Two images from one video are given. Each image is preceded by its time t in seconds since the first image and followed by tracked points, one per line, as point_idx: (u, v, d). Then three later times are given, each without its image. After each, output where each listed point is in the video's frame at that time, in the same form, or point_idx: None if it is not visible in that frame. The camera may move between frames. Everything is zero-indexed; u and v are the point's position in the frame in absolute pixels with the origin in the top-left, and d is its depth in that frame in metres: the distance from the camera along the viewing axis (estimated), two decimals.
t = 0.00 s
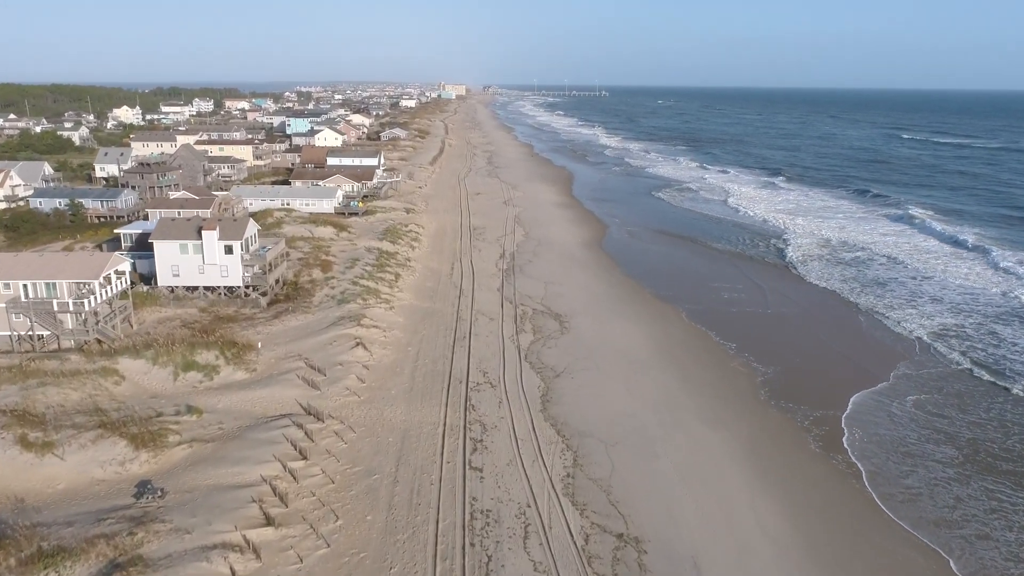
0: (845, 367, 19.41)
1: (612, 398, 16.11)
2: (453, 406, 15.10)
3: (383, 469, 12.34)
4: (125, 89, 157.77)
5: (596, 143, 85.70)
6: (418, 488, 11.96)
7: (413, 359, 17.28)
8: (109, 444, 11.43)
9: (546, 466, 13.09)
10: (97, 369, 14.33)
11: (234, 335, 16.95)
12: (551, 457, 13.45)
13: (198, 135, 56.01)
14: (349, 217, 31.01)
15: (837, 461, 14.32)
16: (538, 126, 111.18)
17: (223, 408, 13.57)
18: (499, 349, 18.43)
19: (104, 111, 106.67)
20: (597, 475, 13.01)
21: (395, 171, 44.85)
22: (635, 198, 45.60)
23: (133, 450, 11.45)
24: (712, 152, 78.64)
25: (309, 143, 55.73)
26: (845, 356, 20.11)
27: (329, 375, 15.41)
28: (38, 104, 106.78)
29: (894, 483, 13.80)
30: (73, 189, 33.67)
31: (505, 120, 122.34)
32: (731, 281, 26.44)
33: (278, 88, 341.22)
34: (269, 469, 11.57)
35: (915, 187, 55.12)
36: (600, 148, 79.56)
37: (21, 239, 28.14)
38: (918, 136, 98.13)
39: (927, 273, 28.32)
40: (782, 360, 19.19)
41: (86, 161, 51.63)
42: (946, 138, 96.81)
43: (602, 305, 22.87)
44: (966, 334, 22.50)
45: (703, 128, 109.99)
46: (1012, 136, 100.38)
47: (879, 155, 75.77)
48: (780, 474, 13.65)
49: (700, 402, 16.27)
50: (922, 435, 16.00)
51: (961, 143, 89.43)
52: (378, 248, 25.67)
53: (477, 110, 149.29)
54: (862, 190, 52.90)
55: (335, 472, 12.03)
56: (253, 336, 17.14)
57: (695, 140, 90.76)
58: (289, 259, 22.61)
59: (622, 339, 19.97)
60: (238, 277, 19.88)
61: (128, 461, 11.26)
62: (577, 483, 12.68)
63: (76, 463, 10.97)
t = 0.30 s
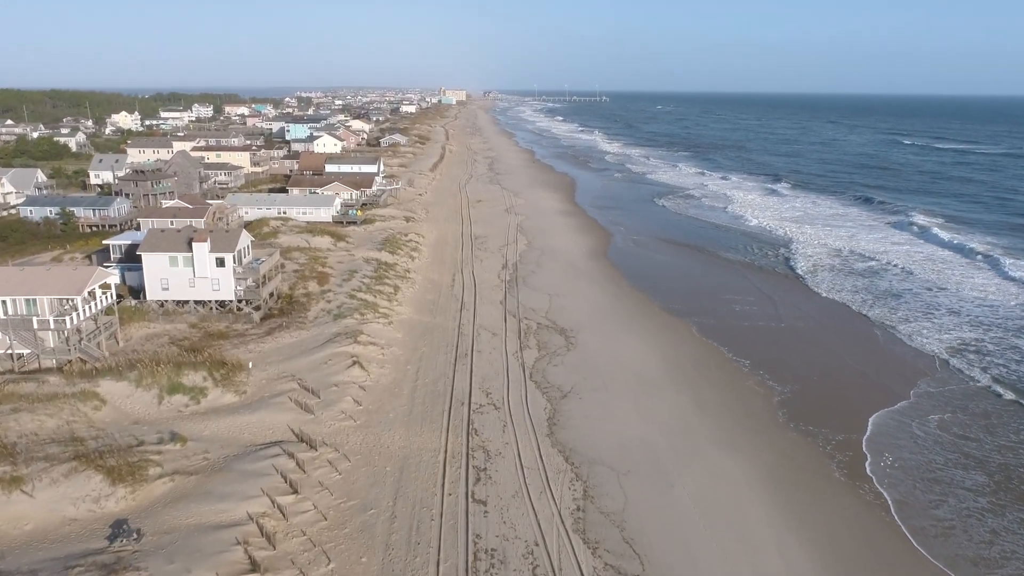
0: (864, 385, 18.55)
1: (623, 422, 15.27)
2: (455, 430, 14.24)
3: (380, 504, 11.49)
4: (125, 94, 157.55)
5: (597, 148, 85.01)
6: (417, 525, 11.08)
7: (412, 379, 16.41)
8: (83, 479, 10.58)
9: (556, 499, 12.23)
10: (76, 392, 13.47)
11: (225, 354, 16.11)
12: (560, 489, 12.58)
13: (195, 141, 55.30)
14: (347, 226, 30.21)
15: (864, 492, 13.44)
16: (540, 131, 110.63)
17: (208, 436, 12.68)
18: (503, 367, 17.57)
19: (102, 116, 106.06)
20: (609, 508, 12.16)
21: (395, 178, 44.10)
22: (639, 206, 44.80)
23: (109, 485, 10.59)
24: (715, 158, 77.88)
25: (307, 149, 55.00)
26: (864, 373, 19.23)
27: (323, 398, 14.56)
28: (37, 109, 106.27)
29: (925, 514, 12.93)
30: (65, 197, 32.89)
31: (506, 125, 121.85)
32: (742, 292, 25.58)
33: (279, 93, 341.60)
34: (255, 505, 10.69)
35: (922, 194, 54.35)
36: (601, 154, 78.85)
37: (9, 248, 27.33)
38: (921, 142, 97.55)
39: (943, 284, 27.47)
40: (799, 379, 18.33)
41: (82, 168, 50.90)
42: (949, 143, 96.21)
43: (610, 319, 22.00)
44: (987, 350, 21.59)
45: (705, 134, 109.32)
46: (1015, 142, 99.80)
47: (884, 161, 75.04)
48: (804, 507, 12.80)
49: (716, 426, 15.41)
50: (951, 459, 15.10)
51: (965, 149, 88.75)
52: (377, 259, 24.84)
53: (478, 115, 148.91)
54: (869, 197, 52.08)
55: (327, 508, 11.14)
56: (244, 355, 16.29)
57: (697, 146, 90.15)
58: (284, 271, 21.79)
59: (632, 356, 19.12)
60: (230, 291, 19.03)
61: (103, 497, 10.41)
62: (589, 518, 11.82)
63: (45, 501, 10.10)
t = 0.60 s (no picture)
0: (884, 404, 17.69)
1: (634, 447, 14.43)
2: (457, 457, 13.38)
3: (376, 543, 10.65)
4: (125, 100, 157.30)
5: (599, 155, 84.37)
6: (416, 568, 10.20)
7: (411, 400, 15.55)
8: (52, 518, 9.71)
9: (565, 536, 11.38)
10: (52, 417, 12.61)
11: (213, 374, 15.26)
12: (570, 523, 11.73)
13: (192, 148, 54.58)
14: (345, 236, 29.42)
15: (893, 525, 12.57)
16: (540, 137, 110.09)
17: (191, 466, 11.83)
18: (506, 387, 16.72)
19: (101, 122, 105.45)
20: (623, 546, 11.31)
21: (394, 185, 43.35)
22: (643, 213, 44.01)
23: (81, 525, 9.73)
24: (718, 164, 77.14)
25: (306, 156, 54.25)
26: (883, 392, 18.38)
27: (317, 422, 13.71)
28: (34, 115, 105.64)
29: (959, 549, 12.04)
30: (57, 205, 32.10)
31: (507, 131, 121.27)
32: (752, 305, 24.73)
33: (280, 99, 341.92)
34: (239, 546, 9.82)
35: (929, 201, 53.58)
36: (603, 160, 78.21)
37: None
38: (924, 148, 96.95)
39: (959, 296, 26.60)
40: (816, 399, 17.47)
41: (77, 175, 50.15)
42: (952, 149, 95.63)
43: (616, 334, 21.17)
44: (1008, 366, 20.49)
45: (707, 140, 108.83)
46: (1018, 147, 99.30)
47: (889, 167, 74.34)
48: (831, 543, 11.96)
49: (734, 453, 14.56)
50: (980, 485, 14.22)
51: (969, 155, 88.11)
52: (375, 271, 24.03)
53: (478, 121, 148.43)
54: (875, 205, 51.30)
55: (318, 549, 10.28)
56: (233, 376, 15.43)
57: (700, 152, 89.49)
58: (279, 285, 20.97)
59: (641, 374, 18.30)
60: (221, 306, 18.19)
61: (73, 539, 9.55)
62: (602, 557, 10.97)
63: (9, 545, 9.22)
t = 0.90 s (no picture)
0: (906, 425, 16.80)
1: (646, 475, 13.56)
2: (458, 488, 12.50)
3: None
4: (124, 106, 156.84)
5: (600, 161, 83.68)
6: None
7: (410, 424, 14.67)
8: (15, 565, 8.84)
9: None
10: (24, 446, 11.73)
11: (200, 397, 14.40)
12: (582, 563, 10.85)
13: (189, 154, 53.82)
14: (343, 246, 28.58)
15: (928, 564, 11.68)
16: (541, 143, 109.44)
17: (172, 502, 10.94)
18: (510, 408, 15.84)
19: (99, 128, 104.81)
20: None
21: (394, 193, 42.55)
22: (647, 222, 43.18)
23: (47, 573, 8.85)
24: (721, 170, 76.41)
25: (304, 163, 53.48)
26: (905, 412, 17.49)
27: (309, 450, 12.84)
28: (32, 121, 104.99)
29: None
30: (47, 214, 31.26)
31: (507, 137, 120.70)
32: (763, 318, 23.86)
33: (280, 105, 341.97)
34: None
35: (936, 208, 52.78)
36: (605, 167, 77.49)
37: None
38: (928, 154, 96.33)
39: (977, 309, 25.69)
40: (835, 420, 16.59)
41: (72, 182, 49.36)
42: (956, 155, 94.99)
43: (624, 349, 20.31)
44: None
45: (708, 146, 108.24)
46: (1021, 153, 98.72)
47: (894, 174, 73.61)
48: None
49: (754, 482, 13.67)
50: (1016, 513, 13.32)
51: (973, 161, 87.45)
52: (373, 283, 23.18)
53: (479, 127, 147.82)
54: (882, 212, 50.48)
55: None
56: (222, 398, 14.57)
57: (702, 158, 88.82)
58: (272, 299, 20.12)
59: (650, 393, 17.44)
60: (211, 321, 17.33)
61: None
62: None
63: None
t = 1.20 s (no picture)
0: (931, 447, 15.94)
1: (661, 506, 12.70)
2: (461, 521, 11.63)
3: None
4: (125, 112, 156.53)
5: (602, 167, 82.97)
6: None
7: (408, 449, 13.81)
8: None
9: None
10: None
11: (185, 421, 13.54)
12: None
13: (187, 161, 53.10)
14: (341, 256, 27.76)
15: None
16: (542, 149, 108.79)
17: (150, 541, 10.08)
18: (515, 431, 14.97)
19: (97, 133, 104.20)
20: None
21: (393, 200, 41.77)
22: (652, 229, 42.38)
23: None
24: (724, 176, 75.64)
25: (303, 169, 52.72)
26: (929, 432, 16.62)
27: (300, 479, 11.99)
28: (30, 126, 104.41)
29: None
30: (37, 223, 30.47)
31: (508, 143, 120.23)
32: (774, 330, 23.03)
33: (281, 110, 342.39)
34: None
35: (944, 215, 51.92)
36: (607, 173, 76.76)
37: None
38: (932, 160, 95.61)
39: (995, 321, 24.82)
40: (856, 442, 15.73)
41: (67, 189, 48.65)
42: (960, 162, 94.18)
43: (632, 365, 19.47)
44: None
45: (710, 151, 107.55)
46: None
47: (899, 180, 72.81)
48: None
49: (774, 512, 12.81)
50: None
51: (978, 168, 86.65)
52: (371, 295, 22.35)
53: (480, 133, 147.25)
54: (890, 219, 49.66)
55: None
56: (208, 423, 13.72)
57: (705, 165, 88.08)
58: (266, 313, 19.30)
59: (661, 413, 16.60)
60: (200, 336, 16.47)
61: None
62: None
63: None
